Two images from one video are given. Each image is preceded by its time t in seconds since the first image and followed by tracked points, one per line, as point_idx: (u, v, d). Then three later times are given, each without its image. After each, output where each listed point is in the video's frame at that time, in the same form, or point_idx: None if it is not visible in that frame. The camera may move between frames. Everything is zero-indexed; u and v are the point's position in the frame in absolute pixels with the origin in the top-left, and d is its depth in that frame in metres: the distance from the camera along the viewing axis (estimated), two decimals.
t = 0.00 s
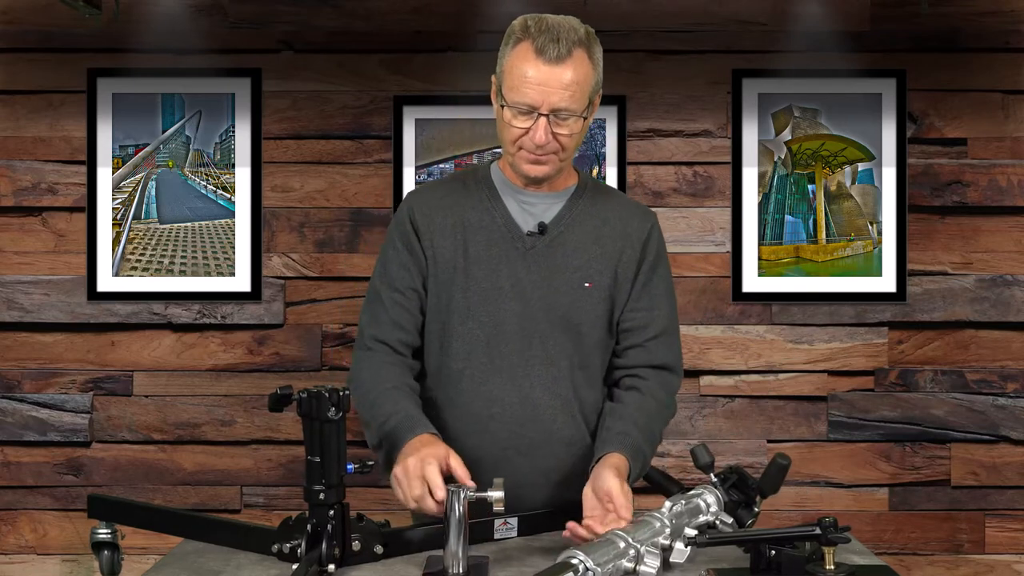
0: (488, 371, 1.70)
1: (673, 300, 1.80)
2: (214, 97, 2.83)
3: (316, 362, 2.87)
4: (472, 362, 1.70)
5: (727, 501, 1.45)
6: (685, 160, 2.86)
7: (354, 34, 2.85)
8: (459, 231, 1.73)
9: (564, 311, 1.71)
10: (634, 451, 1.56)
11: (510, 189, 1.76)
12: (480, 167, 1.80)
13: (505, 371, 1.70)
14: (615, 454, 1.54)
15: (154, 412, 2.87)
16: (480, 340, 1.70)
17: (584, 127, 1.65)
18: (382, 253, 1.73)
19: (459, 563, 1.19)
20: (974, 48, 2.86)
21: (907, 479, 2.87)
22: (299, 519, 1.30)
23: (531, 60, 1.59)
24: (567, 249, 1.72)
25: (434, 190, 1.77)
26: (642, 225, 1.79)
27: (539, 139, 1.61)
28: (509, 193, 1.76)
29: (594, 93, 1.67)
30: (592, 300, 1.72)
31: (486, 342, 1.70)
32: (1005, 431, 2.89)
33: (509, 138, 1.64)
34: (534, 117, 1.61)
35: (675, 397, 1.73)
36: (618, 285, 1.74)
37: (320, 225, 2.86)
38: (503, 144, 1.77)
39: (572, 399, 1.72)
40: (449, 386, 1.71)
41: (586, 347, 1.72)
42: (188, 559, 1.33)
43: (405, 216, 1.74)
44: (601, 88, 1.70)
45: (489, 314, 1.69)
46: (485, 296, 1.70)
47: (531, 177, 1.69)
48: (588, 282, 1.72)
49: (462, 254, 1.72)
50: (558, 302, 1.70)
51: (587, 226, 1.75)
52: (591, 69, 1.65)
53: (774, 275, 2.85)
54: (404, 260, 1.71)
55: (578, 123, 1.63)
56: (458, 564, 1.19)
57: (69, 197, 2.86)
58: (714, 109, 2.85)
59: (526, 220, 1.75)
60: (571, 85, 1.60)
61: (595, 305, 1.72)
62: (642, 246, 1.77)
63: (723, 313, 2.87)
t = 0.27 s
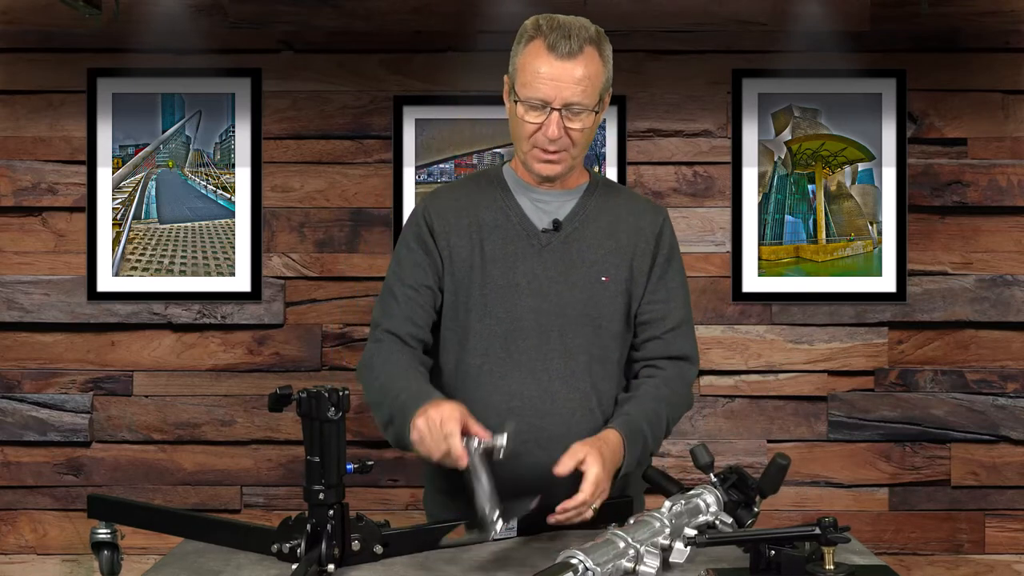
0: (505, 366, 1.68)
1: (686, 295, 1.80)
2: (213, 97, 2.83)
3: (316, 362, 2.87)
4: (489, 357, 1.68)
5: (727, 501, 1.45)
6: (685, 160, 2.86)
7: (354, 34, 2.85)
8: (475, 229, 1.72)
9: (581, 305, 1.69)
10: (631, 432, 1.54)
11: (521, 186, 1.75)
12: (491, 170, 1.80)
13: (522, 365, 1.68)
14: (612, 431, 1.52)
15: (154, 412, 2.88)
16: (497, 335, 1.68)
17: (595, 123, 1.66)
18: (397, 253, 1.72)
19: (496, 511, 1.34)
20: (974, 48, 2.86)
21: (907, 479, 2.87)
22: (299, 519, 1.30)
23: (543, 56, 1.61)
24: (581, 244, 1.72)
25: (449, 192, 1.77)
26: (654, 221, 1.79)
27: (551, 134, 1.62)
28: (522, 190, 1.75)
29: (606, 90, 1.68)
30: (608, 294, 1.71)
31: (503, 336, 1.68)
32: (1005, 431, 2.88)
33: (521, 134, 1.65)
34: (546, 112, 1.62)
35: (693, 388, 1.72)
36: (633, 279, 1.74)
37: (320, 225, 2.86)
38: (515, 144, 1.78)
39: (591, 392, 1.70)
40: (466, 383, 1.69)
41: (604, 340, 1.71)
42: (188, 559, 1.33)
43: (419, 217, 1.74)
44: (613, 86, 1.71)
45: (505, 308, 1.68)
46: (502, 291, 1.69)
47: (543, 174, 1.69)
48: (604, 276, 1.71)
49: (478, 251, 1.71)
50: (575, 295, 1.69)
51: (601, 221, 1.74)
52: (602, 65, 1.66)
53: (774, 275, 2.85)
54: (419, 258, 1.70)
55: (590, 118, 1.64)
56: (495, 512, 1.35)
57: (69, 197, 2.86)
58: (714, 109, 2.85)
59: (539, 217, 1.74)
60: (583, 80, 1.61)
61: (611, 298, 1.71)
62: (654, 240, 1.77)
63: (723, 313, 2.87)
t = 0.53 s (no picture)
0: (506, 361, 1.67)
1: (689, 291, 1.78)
2: (213, 97, 2.83)
3: (316, 362, 2.87)
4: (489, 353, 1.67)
5: (727, 501, 1.45)
6: (685, 160, 2.86)
7: (354, 34, 2.85)
8: (476, 227, 1.72)
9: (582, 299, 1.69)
10: (627, 388, 1.54)
11: (523, 185, 1.76)
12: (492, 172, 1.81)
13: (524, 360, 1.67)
14: (611, 372, 1.54)
15: (154, 412, 2.88)
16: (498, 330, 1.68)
17: (593, 119, 1.67)
18: (400, 252, 1.74)
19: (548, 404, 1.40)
20: (974, 48, 2.86)
21: (907, 479, 2.87)
22: (299, 519, 1.29)
23: (538, 54, 1.62)
24: (581, 240, 1.71)
25: (451, 194, 1.78)
26: (656, 217, 1.77)
27: (548, 129, 1.62)
28: (525, 189, 1.75)
29: (603, 85, 1.69)
30: (610, 289, 1.70)
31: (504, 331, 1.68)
32: (1005, 431, 2.88)
33: (519, 131, 1.66)
34: (543, 108, 1.63)
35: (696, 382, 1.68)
36: (634, 274, 1.72)
37: (320, 225, 2.86)
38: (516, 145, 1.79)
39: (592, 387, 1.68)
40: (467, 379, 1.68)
41: (605, 334, 1.70)
42: (188, 559, 1.33)
43: (422, 216, 1.75)
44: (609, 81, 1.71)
45: (506, 303, 1.68)
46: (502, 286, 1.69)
47: (542, 171, 1.70)
48: (606, 271, 1.70)
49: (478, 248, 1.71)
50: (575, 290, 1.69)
51: (602, 217, 1.74)
52: (598, 61, 1.66)
53: (774, 275, 2.85)
54: (420, 257, 1.71)
55: (587, 112, 1.65)
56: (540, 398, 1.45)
57: (69, 197, 2.86)
58: (714, 109, 2.85)
59: (542, 215, 1.74)
60: (579, 75, 1.62)
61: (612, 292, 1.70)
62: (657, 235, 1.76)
63: (723, 313, 2.87)
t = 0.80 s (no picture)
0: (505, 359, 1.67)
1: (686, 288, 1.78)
2: (213, 97, 2.83)
3: (316, 362, 2.87)
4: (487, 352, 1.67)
5: (727, 501, 1.45)
6: (685, 160, 2.86)
7: (354, 34, 2.85)
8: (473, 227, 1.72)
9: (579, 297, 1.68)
10: (629, 358, 1.52)
11: (520, 184, 1.76)
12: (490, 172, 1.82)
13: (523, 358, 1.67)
14: (617, 343, 1.52)
15: (154, 412, 2.88)
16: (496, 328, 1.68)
17: (591, 116, 1.67)
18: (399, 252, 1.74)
19: (565, 343, 1.28)
20: (974, 48, 2.86)
21: (907, 479, 2.87)
22: (299, 519, 1.29)
23: (537, 52, 1.62)
24: (579, 238, 1.71)
25: (448, 195, 1.78)
26: (652, 214, 1.78)
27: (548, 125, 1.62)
28: (523, 188, 1.75)
29: (601, 84, 1.69)
30: (607, 287, 1.70)
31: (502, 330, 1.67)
32: (1006, 431, 2.88)
33: (518, 128, 1.65)
34: (542, 104, 1.62)
35: (694, 378, 1.68)
36: (631, 271, 1.72)
37: (320, 225, 2.86)
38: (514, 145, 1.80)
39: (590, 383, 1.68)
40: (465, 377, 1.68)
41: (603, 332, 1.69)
42: (188, 559, 1.33)
43: (420, 217, 1.76)
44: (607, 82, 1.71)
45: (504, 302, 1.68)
46: (501, 285, 1.69)
47: (541, 168, 1.70)
48: (603, 269, 1.70)
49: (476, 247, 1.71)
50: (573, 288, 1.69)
51: (599, 216, 1.74)
52: (596, 60, 1.67)
53: (774, 275, 2.85)
54: (418, 257, 1.72)
55: (586, 109, 1.65)
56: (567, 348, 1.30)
57: (69, 197, 2.86)
58: (714, 109, 2.85)
59: (539, 214, 1.74)
60: (578, 72, 1.62)
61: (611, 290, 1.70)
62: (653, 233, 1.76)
63: (723, 313, 2.87)
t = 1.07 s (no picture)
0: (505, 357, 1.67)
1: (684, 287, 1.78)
2: (213, 97, 2.83)
3: (316, 362, 2.87)
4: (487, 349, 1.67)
5: (728, 501, 1.45)
6: (685, 160, 2.86)
7: (354, 34, 2.85)
8: (473, 225, 1.72)
9: (579, 295, 1.68)
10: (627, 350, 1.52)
11: (519, 182, 1.76)
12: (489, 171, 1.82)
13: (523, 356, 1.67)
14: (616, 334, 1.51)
15: (154, 412, 2.88)
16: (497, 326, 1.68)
17: (591, 114, 1.67)
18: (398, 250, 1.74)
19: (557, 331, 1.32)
20: (974, 48, 2.86)
21: (907, 479, 2.87)
22: (299, 520, 1.29)
23: (537, 50, 1.63)
24: (578, 237, 1.71)
25: (446, 193, 1.78)
26: (650, 213, 1.78)
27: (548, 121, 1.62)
28: (521, 186, 1.76)
29: (600, 84, 1.70)
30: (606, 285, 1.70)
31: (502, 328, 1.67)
32: (1006, 431, 2.88)
33: (518, 125, 1.65)
34: (542, 101, 1.63)
35: (692, 375, 1.68)
36: (630, 270, 1.72)
37: (320, 225, 2.86)
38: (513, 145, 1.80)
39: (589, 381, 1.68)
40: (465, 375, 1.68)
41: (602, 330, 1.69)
42: (188, 559, 1.33)
43: (419, 216, 1.76)
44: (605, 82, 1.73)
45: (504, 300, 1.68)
46: (500, 284, 1.69)
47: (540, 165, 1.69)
48: (602, 267, 1.70)
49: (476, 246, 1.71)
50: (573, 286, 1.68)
51: (598, 214, 1.74)
52: (594, 60, 1.68)
53: (774, 275, 2.85)
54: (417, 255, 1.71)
55: (586, 107, 1.65)
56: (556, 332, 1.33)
57: (69, 197, 2.86)
58: (714, 109, 2.85)
59: (539, 213, 1.74)
60: (578, 69, 1.63)
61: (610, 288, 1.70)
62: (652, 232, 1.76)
63: (723, 313, 2.87)
